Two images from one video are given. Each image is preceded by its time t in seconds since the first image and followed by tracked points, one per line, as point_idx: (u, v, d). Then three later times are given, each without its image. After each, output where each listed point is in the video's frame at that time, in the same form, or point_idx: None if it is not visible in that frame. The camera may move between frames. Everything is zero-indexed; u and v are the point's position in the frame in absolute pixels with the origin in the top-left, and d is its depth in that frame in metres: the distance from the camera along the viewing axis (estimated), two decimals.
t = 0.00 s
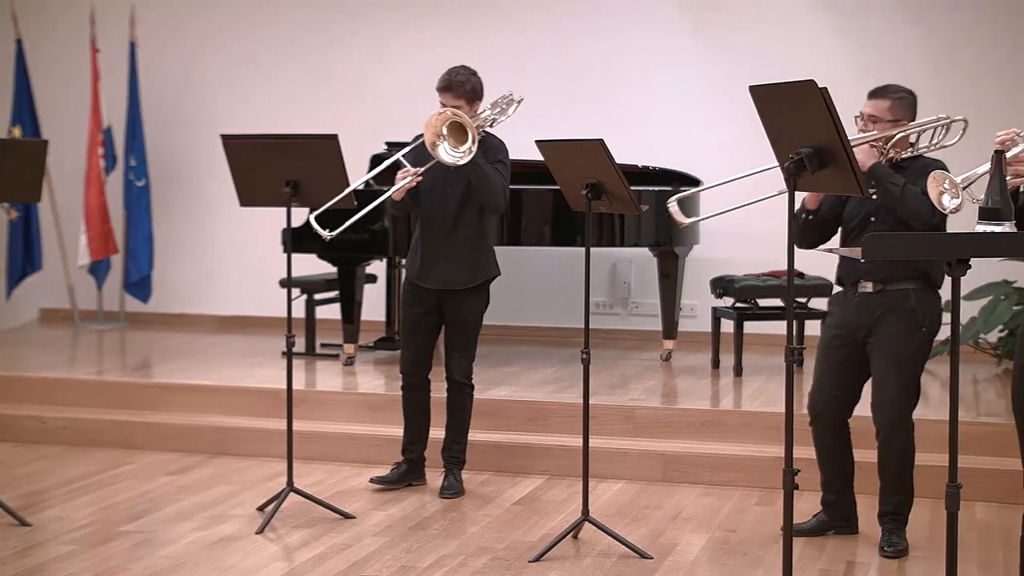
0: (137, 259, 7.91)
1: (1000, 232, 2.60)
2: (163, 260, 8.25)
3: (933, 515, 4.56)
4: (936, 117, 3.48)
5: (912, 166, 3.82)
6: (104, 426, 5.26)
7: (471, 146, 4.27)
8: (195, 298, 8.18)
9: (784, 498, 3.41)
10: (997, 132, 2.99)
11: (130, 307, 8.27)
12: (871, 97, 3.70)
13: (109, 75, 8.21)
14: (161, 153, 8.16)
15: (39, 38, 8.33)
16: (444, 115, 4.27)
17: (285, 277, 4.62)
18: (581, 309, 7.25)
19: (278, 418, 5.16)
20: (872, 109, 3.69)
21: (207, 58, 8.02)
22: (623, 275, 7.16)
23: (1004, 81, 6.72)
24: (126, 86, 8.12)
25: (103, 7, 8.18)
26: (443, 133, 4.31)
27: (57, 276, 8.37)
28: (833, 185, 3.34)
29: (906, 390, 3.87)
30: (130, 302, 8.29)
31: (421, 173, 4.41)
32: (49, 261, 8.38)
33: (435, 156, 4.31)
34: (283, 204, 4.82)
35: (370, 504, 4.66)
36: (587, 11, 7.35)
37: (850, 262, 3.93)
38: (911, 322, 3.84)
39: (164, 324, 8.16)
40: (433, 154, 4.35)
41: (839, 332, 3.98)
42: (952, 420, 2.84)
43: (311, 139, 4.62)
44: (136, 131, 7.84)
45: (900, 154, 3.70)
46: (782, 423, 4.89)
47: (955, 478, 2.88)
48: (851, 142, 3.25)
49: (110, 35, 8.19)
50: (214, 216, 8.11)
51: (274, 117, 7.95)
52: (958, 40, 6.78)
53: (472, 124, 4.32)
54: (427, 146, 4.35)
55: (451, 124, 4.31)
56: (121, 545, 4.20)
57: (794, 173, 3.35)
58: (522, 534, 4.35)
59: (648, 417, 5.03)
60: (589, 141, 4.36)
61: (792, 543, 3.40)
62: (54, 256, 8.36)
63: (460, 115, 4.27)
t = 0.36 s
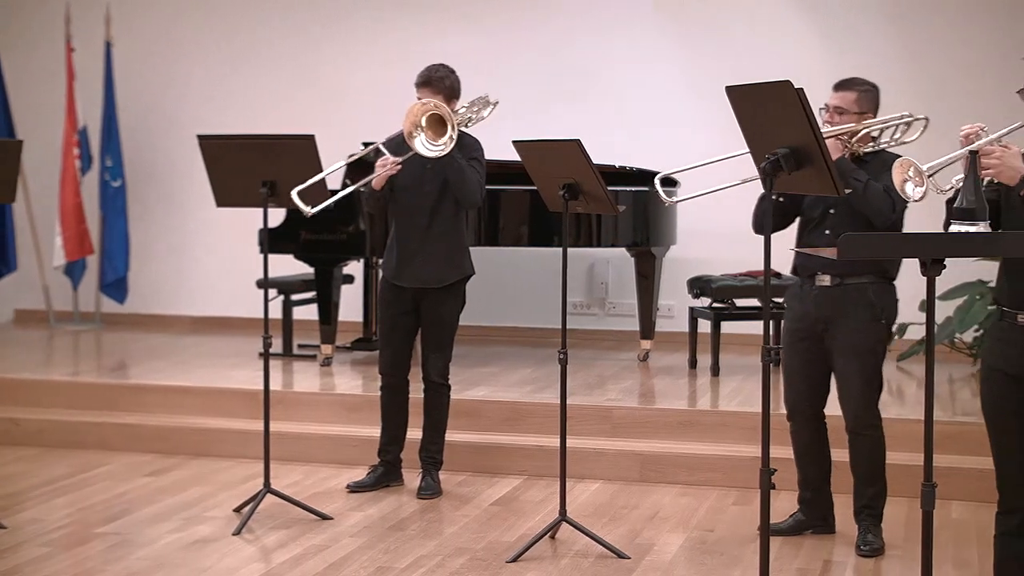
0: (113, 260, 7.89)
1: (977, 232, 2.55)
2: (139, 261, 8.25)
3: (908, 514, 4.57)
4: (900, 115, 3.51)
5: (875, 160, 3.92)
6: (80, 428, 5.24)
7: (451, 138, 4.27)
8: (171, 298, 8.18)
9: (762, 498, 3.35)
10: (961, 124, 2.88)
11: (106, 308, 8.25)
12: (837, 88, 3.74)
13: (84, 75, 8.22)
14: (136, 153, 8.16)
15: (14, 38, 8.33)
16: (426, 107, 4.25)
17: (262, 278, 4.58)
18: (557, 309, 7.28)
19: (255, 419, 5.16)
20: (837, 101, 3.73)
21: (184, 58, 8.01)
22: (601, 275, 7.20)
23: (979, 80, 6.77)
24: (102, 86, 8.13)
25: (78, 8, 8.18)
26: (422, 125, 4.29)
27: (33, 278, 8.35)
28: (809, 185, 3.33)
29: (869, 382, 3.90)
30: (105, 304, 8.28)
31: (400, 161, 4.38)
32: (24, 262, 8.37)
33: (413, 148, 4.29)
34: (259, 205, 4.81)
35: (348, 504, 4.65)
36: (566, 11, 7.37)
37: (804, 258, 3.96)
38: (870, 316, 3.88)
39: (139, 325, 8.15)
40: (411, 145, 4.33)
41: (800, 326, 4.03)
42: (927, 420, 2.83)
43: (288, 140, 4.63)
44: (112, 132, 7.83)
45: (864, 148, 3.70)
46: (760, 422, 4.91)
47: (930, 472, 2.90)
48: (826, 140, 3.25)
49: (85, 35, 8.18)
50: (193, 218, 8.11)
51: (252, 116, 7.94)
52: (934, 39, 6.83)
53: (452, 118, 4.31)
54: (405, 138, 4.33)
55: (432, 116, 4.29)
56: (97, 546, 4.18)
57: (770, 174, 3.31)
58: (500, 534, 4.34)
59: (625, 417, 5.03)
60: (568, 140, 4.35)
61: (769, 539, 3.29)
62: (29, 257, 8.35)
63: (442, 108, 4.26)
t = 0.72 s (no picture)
0: (85, 261, 7.92)
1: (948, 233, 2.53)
2: (111, 261, 8.30)
3: (879, 513, 4.59)
4: (849, 115, 3.57)
5: (827, 161, 3.96)
6: (51, 430, 5.21)
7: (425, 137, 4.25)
8: (143, 299, 8.25)
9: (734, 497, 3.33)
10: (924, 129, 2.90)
11: (78, 309, 8.30)
12: (785, 91, 3.82)
13: (55, 76, 8.28)
14: (108, 154, 8.24)
15: None
16: (398, 107, 4.25)
17: (235, 279, 4.51)
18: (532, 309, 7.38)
19: (227, 420, 5.15)
20: (787, 104, 3.81)
21: (159, 58, 8.11)
22: (574, 275, 7.30)
23: (944, 81, 6.93)
24: (74, 86, 8.22)
25: (49, 8, 8.25)
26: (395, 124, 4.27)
27: (5, 278, 8.38)
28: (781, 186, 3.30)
29: (828, 381, 3.90)
30: (77, 304, 8.32)
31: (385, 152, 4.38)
32: None
33: (386, 148, 4.27)
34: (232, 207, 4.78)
35: (322, 506, 4.64)
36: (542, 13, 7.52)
37: (758, 257, 3.98)
38: (822, 315, 3.88)
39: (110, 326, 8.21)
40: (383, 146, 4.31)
41: (758, 322, 4.06)
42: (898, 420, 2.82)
43: (259, 140, 4.59)
44: (83, 132, 7.86)
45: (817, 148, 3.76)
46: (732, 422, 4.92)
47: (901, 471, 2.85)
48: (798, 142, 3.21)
49: (56, 35, 8.26)
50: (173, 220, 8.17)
51: (229, 116, 8.04)
52: (901, 42, 7.00)
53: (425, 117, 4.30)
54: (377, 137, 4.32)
55: (404, 116, 4.28)
56: (68, 549, 4.16)
57: (743, 174, 3.27)
58: (473, 535, 4.34)
59: (598, 417, 5.04)
60: (543, 142, 4.32)
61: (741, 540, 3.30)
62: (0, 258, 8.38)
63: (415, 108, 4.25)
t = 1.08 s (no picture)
0: (53, 262, 7.95)
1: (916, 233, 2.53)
2: (79, 262, 8.33)
3: (849, 512, 4.61)
4: (823, 116, 3.51)
5: (801, 159, 4.00)
6: (20, 432, 5.19)
7: (395, 138, 4.23)
8: (112, 299, 8.29)
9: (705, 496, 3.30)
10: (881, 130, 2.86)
11: (45, 310, 8.31)
12: (758, 92, 3.85)
13: (23, 76, 8.30)
14: (75, 154, 8.27)
15: None
16: (370, 107, 4.21)
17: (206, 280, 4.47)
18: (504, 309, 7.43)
19: (197, 421, 5.16)
20: (761, 104, 3.84)
21: (130, 57, 8.12)
22: (545, 275, 7.33)
23: (914, 81, 6.99)
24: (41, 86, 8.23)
25: (17, 8, 8.28)
26: (365, 125, 4.24)
27: None
28: (752, 186, 3.25)
29: (798, 377, 3.92)
30: (45, 305, 8.33)
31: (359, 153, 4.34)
32: None
33: (356, 148, 4.24)
34: (201, 207, 4.74)
35: (293, 507, 4.63)
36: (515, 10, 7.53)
37: (734, 257, 3.99)
38: (797, 315, 3.90)
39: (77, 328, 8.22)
40: (353, 146, 4.28)
41: (732, 322, 4.07)
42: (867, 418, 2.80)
43: (229, 141, 4.55)
44: (51, 133, 7.89)
45: (789, 148, 3.74)
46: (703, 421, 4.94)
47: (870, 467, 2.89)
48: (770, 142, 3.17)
49: (24, 35, 8.28)
50: (149, 221, 8.18)
51: (201, 115, 8.05)
52: (872, 41, 7.05)
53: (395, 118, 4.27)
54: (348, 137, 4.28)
55: (375, 116, 4.26)
56: (36, 552, 4.13)
57: (712, 174, 3.22)
58: (445, 536, 4.33)
59: (569, 417, 5.05)
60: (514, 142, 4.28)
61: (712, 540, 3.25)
62: None
63: (387, 108, 4.22)
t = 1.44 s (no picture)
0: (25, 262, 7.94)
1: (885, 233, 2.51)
2: (52, 263, 8.32)
3: (823, 511, 4.62)
4: (810, 115, 3.54)
5: (787, 162, 3.93)
6: None
7: (373, 141, 4.23)
8: (86, 300, 8.29)
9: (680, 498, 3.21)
10: (840, 145, 2.81)
11: (18, 312, 8.30)
12: (743, 94, 3.78)
13: None
14: (49, 155, 8.26)
15: None
16: (346, 112, 4.21)
17: (178, 282, 4.45)
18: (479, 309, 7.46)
19: (171, 422, 5.15)
20: (745, 107, 3.77)
21: (105, 58, 8.12)
22: (519, 276, 7.36)
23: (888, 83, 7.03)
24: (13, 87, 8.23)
25: None
26: (341, 129, 4.24)
27: None
28: (727, 186, 3.19)
29: (782, 373, 3.92)
30: (17, 307, 8.31)
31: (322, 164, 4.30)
32: None
33: (334, 154, 4.24)
34: (174, 207, 4.64)
35: (267, 508, 4.62)
36: (496, 8, 7.53)
37: (723, 259, 3.99)
38: (783, 316, 3.89)
39: (51, 329, 8.23)
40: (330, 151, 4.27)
41: (717, 324, 4.06)
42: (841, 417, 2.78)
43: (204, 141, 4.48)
44: (23, 131, 7.87)
45: (775, 150, 3.74)
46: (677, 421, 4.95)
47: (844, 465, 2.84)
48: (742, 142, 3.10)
49: None
50: (129, 222, 8.18)
51: (177, 116, 8.04)
52: (849, 42, 7.08)
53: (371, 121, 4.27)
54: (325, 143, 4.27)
55: (351, 121, 4.25)
56: (7, 554, 4.10)
57: (685, 175, 3.17)
58: (420, 536, 4.31)
59: (543, 417, 5.06)
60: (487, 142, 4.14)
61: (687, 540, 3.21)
62: None
63: (363, 112, 4.22)
